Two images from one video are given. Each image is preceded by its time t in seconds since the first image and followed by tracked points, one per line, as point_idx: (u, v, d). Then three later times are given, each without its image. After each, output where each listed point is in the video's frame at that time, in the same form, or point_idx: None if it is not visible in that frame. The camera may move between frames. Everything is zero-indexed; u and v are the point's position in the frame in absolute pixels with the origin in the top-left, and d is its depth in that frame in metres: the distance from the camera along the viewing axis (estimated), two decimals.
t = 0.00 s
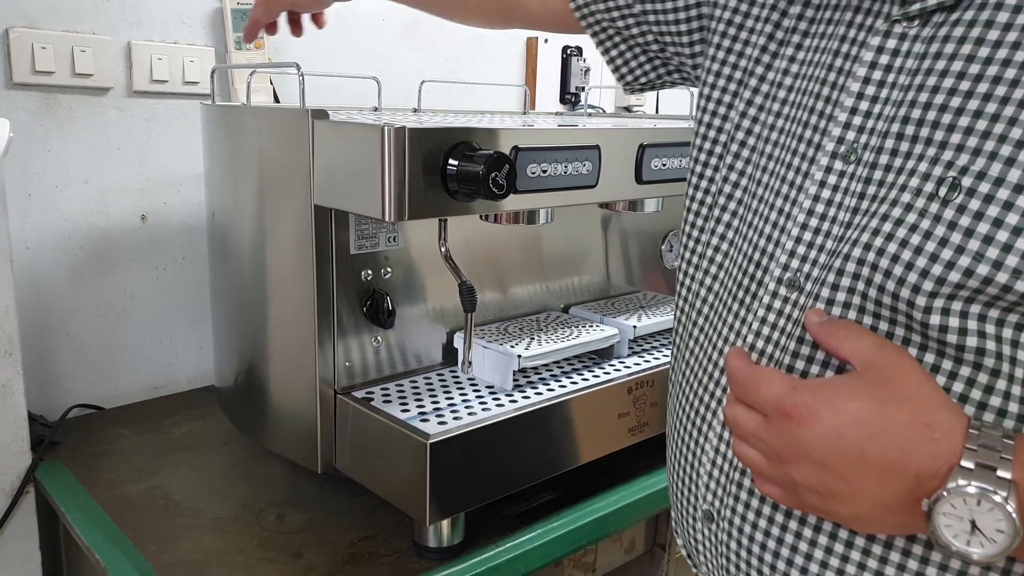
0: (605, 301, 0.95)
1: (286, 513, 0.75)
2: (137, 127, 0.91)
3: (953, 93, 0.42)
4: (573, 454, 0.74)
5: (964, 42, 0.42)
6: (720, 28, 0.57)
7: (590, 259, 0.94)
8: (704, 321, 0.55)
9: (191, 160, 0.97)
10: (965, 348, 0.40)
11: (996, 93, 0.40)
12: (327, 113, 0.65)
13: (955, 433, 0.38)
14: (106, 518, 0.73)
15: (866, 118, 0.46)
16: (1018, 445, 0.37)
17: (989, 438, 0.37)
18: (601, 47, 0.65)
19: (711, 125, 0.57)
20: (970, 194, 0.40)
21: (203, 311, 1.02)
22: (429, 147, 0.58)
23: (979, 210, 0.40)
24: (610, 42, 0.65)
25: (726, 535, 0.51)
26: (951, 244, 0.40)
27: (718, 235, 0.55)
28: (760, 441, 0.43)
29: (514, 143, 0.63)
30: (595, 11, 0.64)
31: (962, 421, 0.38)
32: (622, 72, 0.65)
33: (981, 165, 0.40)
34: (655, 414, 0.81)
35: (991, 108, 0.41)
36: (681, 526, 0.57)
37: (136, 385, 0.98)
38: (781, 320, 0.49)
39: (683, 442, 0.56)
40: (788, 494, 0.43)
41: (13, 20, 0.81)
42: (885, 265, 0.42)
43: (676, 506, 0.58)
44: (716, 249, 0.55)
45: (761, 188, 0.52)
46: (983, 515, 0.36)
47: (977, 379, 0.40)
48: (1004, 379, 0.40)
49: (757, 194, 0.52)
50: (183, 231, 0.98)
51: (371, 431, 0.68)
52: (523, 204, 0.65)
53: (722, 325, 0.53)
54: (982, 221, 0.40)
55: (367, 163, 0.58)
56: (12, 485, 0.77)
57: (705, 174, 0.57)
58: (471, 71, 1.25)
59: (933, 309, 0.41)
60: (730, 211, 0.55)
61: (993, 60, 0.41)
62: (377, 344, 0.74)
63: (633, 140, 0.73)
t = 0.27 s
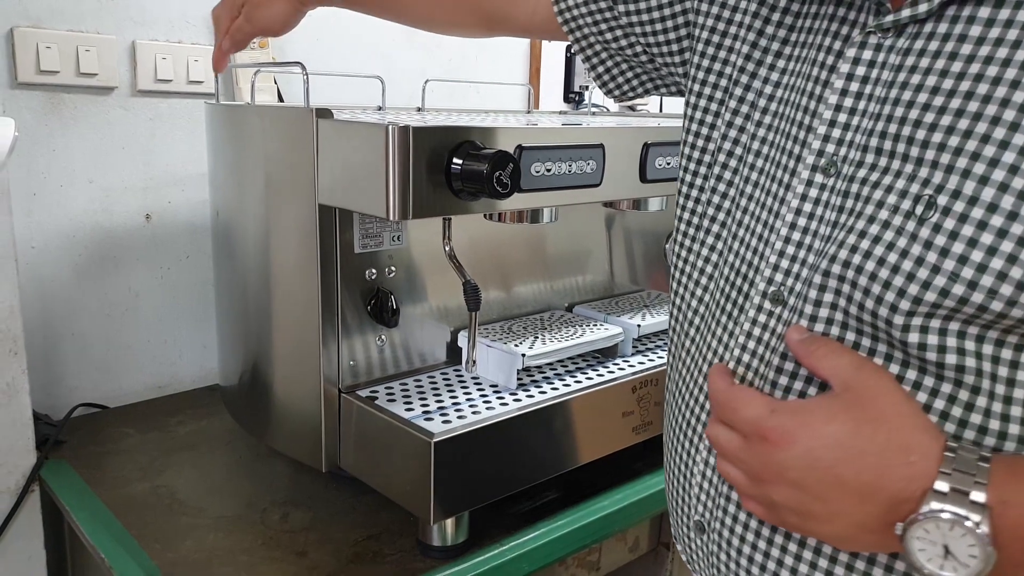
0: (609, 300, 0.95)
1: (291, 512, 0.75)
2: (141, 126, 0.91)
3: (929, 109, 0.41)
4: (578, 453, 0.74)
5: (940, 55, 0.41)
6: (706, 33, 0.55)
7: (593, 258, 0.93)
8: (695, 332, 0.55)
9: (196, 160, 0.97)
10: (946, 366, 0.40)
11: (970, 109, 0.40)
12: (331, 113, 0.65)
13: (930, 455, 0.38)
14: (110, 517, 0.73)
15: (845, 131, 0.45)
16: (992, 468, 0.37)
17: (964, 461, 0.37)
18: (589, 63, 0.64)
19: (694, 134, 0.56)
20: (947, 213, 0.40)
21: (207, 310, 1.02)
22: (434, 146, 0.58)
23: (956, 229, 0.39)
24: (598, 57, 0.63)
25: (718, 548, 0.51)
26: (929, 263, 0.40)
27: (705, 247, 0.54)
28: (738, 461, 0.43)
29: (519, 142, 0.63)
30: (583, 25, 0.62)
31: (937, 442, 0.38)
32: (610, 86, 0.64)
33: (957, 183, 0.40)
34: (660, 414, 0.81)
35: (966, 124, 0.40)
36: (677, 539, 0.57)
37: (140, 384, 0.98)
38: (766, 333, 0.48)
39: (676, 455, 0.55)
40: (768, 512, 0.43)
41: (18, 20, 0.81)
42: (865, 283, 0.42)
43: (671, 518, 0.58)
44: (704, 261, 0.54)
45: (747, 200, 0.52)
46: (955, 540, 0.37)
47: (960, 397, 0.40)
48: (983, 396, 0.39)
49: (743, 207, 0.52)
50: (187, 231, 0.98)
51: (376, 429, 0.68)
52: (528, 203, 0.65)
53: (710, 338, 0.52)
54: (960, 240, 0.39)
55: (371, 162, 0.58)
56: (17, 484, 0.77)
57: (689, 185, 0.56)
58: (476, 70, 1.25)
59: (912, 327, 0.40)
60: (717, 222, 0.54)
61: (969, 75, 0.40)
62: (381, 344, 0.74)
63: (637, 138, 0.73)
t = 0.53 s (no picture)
0: (611, 299, 0.95)
1: (292, 511, 0.75)
2: (143, 126, 0.91)
3: (910, 107, 0.41)
4: (579, 452, 0.74)
5: (926, 53, 0.41)
6: (723, 22, 0.54)
7: (595, 257, 0.93)
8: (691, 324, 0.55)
9: (197, 159, 0.97)
10: (915, 366, 0.40)
11: (948, 109, 0.39)
12: (332, 111, 0.65)
13: (881, 454, 0.38)
14: (112, 516, 0.73)
15: (833, 126, 0.45)
16: (941, 470, 0.37)
17: (914, 463, 0.37)
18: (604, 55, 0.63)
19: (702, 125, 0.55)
20: (918, 214, 0.39)
21: (208, 309, 1.02)
22: (435, 145, 0.58)
23: (923, 230, 0.39)
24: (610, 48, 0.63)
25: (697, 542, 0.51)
26: (897, 263, 0.40)
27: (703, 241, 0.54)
28: (701, 445, 0.44)
29: (520, 141, 0.63)
30: (600, 17, 0.62)
31: (890, 442, 0.38)
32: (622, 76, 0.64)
33: (930, 185, 0.39)
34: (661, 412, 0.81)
35: (942, 124, 0.39)
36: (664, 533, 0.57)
37: (142, 383, 0.98)
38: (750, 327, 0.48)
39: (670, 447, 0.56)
40: (730, 499, 0.44)
41: (19, 20, 0.81)
42: (836, 279, 0.42)
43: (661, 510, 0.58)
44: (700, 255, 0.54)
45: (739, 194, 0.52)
46: (896, 539, 0.37)
47: (927, 399, 0.40)
48: (949, 398, 0.39)
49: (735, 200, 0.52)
50: (189, 230, 0.98)
51: (376, 428, 0.68)
52: (530, 202, 0.65)
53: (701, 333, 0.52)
54: (927, 241, 0.39)
55: (372, 161, 0.58)
56: (19, 484, 0.77)
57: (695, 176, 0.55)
58: (477, 68, 1.25)
59: (881, 326, 0.40)
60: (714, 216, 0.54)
61: (951, 74, 0.40)
62: (382, 343, 0.74)
63: (639, 137, 0.73)
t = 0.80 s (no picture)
0: (611, 299, 0.95)
1: (292, 511, 0.75)
2: (143, 126, 0.91)
3: (913, 130, 0.40)
4: (580, 452, 0.74)
5: (926, 72, 0.40)
6: (690, 33, 0.54)
7: (595, 257, 0.93)
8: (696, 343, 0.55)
9: (196, 159, 0.97)
10: (939, 400, 0.40)
11: (954, 132, 0.39)
12: (332, 110, 0.65)
13: (920, 504, 0.37)
14: (112, 517, 0.73)
15: (832, 146, 0.45)
16: (986, 520, 0.37)
17: (958, 512, 0.37)
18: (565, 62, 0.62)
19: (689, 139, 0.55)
20: (932, 244, 0.39)
21: (208, 309, 1.02)
22: (435, 145, 0.58)
23: (939, 261, 0.39)
24: (570, 55, 0.62)
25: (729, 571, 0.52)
26: (914, 294, 0.40)
27: (701, 259, 0.54)
28: (731, 500, 0.43)
29: (520, 141, 0.63)
30: (547, 26, 0.60)
31: (929, 490, 0.37)
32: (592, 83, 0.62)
33: (941, 212, 0.39)
34: (662, 413, 0.81)
35: (949, 147, 0.39)
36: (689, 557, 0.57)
37: (142, 383, 0.98)
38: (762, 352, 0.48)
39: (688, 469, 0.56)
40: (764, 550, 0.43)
41: (19, 20, 0.81)
42: (853, 312, 0.42)
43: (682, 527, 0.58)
44: (701, 273, 0.54)
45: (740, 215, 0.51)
46: None
47: (955, 432, 0.40)
48: (977, 432, 0.40)
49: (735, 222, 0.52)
50: (189, 230, 0.98)
51: (377, 429, 0.68)
52: (530, 202, 0.65)
53: (711, 354, 0.52)
54: (944, 272, 0.39)
55: (372, 161, 0.58)
56: (19, 484, 0.77)
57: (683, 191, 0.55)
58: (477, 68, 1.25)
59: (901, 359, 0.41)
60: (710, 232, 0.53)
61: (953, 95, 0.39)
62: (382, 343, 0.74)
63: (639, 137, 0.72)
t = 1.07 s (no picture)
0: (612, 299, 0.95)
1: (292, 512, 0.75)
2: (143, 126, 0.91)
3: (920, 154, 0.40)
4: (580, 452, 0.74)
5: (932, 96, 0.40)
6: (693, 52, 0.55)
7: (596, 257, 0.93)
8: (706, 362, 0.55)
9: (196, 159, 0.97)
10: (948, 425, 0.40)
11: (961, 159, 0.39)
12: (332, 111, 0.65)
13: (924, 531, 0.38)
14: (112, 517, 0.73)
15: (838, 166, 0.44)
16: (992, 546, 0.37)
17: (961, 537, 0.37)
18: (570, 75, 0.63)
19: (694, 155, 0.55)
20: (938, 272, 0.39)
21: (209, 309, 1.02)
22: (435, 145, 0.58)
23: (946, 290, 0.39)
24: (574, 69, 0.63)
25: None
26: (920, 321, 0.40)
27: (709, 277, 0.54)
28: (737, 520, 0.44)
29: (520, 141, 0.63)
30: (550, 41, 0.61)
31: (933, 516, 0.38)
32: (597, 96, 0.63)
33: (948, 240, 0.39)
34: (662, 413, 0.81)
35: (956, 174, 0.39)
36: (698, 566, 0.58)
37: (143, 384, 0.98)
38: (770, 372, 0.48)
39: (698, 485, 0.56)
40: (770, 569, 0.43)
41: (19, 20, 0.81)
42: (860, 336, 0.42)
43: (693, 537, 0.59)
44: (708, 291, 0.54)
45: (745, 232, 0.51)
46: None
47: (964, 456, 0.40)
48: (987, 457, 0.40)
49: (740, 239, 0.51)
50: (189, 230, 0.98)
51: (377, 429, 0.68)
52: (530, 202, 0.65)
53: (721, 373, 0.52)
54: (951, 300, 0.39)
55: (372, 161, 0.58)
56: (19, 484, 0.77)
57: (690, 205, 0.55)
58: (477, 68, 1.25)
59: (909, 385, 0.41)
60: (717, 250, 0.53)
61: (960, 121, 0.39)
62: (382, 343, 0.74)
63: (640, 137, 0.72)
